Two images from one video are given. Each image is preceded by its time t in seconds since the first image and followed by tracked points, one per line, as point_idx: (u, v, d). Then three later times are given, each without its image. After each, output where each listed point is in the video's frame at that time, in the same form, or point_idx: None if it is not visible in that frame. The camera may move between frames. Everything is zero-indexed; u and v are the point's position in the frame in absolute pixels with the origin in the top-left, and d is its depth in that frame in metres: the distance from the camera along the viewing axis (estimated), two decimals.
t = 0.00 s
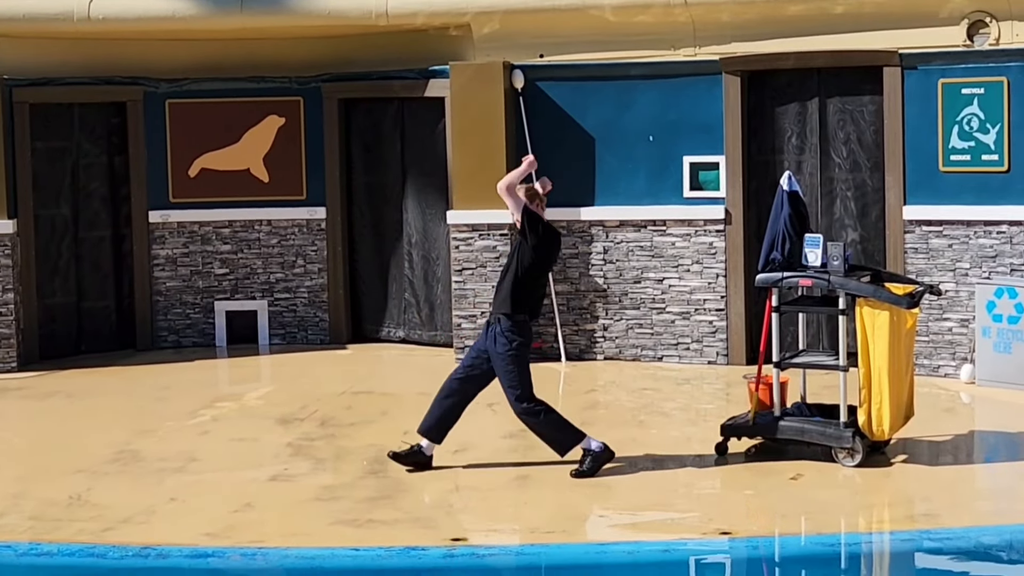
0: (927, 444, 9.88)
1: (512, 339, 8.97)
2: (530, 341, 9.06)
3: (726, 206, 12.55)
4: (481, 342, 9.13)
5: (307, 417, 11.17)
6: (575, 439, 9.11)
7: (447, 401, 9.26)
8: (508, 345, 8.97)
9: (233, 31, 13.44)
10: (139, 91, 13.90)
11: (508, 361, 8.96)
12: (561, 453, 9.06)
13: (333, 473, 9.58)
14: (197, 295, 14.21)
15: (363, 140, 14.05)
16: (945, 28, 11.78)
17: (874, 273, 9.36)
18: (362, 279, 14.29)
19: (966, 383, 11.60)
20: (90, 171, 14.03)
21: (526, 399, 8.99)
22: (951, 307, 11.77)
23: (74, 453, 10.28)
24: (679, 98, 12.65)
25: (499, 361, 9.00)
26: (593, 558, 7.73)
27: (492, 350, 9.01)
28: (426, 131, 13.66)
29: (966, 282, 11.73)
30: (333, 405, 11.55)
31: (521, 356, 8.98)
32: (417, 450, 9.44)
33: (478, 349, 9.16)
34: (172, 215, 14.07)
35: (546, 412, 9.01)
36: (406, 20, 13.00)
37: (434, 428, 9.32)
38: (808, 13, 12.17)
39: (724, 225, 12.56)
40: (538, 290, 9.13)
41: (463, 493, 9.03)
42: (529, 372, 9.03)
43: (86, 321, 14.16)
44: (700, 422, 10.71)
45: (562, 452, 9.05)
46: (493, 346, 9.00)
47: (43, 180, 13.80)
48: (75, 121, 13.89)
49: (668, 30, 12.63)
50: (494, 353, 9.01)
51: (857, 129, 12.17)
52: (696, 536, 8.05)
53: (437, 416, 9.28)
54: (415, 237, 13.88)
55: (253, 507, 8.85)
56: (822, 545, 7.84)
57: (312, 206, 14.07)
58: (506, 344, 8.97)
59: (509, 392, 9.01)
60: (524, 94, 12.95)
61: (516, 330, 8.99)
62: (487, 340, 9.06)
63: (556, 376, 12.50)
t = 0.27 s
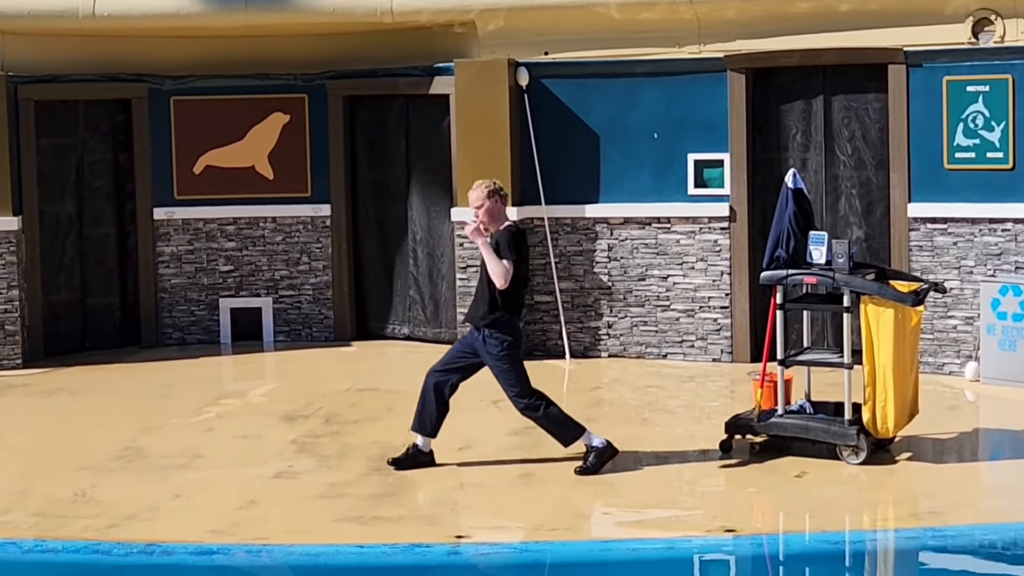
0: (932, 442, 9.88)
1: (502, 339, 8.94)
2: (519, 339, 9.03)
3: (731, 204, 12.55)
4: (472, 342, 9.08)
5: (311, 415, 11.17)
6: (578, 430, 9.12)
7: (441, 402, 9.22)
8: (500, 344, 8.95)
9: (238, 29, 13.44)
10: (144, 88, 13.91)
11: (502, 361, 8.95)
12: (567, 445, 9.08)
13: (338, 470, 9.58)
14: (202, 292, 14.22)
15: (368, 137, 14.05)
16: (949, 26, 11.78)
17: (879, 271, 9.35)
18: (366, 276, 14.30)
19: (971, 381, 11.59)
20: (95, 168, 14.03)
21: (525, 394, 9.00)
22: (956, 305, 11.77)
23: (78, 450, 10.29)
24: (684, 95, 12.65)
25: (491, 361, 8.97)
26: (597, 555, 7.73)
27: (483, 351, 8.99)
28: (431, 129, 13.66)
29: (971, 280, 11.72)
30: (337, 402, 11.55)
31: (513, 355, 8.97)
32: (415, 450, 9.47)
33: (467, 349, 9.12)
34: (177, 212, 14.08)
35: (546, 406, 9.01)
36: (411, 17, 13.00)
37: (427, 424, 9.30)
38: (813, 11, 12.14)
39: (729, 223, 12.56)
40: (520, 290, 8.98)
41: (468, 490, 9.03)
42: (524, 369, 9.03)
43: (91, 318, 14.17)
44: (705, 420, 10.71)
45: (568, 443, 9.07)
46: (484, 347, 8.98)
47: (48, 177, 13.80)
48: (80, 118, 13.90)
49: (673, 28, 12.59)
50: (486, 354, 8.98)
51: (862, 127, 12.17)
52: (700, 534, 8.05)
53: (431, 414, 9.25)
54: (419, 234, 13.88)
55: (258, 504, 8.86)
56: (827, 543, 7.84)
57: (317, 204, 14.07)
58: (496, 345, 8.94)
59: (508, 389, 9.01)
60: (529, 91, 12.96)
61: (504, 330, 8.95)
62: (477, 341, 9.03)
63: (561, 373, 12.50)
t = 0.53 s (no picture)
0: (935, 442, 9.86)
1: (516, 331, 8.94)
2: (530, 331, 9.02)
3: (734, 203, 12.54)
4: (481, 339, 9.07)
5: (315, 415, 11.17)
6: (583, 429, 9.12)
7: (449, 397, 9.20)
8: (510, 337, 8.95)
9: (241, 29, 13.44)
10: (147, 88, 13.91)
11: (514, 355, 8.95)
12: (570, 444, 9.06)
13: (341, 470, 9.58)
14: (205, 292, 14.22)
15: (371, 137, 14.05)
16: (953, 26, 11.75)
17: (882, 271, 9.35)
18: (369, 276, 14.29)
19: (973, 381, 11.58)
20: (98, 168, 14.04)
21: (536, 387, 9.00)
22: (959, 305, 11.77)
23: (81, 450, 10.29)
24: (686, 95, 12.64)
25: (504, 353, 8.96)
26: (600, 555, 7.72)
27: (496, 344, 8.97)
28: (434, 128, 13.67)
29: (974, 280, 11.72)
30: (340, 402, 11.55)
31: (525, 347, 8.96)
32: (418, 450, 9.48)
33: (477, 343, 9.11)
34: (180, 212, 14.08)
35: (556, 401, 9.02)
36: (414, 17, 13.00)
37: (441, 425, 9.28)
38: (815, 10, 12.11)
39: (732, 222, 12.56)
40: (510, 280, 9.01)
41: (471, 490, 9.03)
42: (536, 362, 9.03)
43: (94, 318, 14.17)
44: (708, 419, 10.70)
45: (571, 442, 9.06)
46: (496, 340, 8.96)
47: (52, 176, 13.82)
48: (83, 118, 13.90)
49: (676, 27, 12.58)
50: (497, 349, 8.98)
51: (865, 126, 12.17)
52: (703, 534, 8.04)
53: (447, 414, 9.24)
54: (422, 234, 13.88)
55: (261, 504, 8.85)
56: (830, 543, 7.83)
57: (320, 203, 14.07)
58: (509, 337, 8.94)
59: (520, 384, 9.00)
60: (532, 91, 12.95)
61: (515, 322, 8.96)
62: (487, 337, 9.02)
63: (564, 373, 12.50)
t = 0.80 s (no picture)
0: (936, 443, 9.86)
1: (518, 329, 8.94)
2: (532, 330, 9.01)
3: (735, 204, 12.55)
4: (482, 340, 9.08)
5: (315, 416, 11.17)
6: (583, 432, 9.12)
7: (451, 399, 9.22)
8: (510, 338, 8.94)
9: (242, 30, 13.44)
10: (148, 89, 13.92)
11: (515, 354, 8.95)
12: (568, 446, 9.06)
13: (341, 471, 9.58)
14: (206, 293, 14.23)
15: (372, 138, 14.06)
16: (954, 27, 11.72)
17: (883, 272, 9.34)
18: (371, 277, 14.30)
19: (974, 382, 11.58)
20: (99, 169, 14.05)
21: (537, 387, 8.99)
22: (960, 305, 11.77)
23: (82, 451, 10.29)
24: (687, 96, 12.65)
25: (508, 351, 8.96)
26: (601, 556, 7.72)
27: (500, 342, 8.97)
28: (435, 130, 13.67)
29: (975, 281, 11.72)
30: (341, 403, 11.55)
31: (529, 345, 8.96)
32: (419, 451, 9.49)
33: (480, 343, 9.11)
34: (181, 213, 14.09)
35: (557, 401, 9.02)
36: (415, 18, 13.00)
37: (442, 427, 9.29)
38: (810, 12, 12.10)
39: (733, 224, 12.56)
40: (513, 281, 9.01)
41: (472, 491, 9.03)
42: (538, 361, 9.02)
43: (95, 319, 14.18)
44: (709, 420, 10.70)
45: (569, 444, 9.05)
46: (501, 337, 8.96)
47: (53, 177, 13.83)
48: (84, 119, 13.91)
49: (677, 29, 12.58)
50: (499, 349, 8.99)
51: (866, 127, 12.18)
52: (704, 535, 8.04)
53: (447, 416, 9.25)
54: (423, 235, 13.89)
55: (261, 505, 8.86)
56: (830, 543, 7.83)
57: (321, 204, 14.08)
58: (512, 336, 8.94)
59: (521, 384, 9.00)
60: (533, 92, 12.96)
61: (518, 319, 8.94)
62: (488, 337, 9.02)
63: (564, 374, 12.50)
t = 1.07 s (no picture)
0: (934, 444, 9.87)
1: (517, 332, 8.94)
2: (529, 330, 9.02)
3: (733, 206, 12.55)
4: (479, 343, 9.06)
5: (314, 417, 11.17)
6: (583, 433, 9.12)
7: (450, 403, 9.21)
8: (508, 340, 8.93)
9: (240, 31, 13.45)
10: (147, 90, 13.92)
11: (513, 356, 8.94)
12: (568, 447, 9.06)
13: (341, 472, 9.58)
14: (204, 294, 14.22)
15: (370, 139, 14.06)
16: (953, 27, 11.73)
17: (881, 273, 9.34)
18: (369, 278, 14.30)
19: (973, 383, 11.59)
20: (98, 170, 14.05)
21: (537, 389, 8.98)
22: (958, 307, 11.77)
23: (81, 452, 10.29)
24: (686, 97, 12.65)
25: (505, 355, 8.96)
26: (600, 558, 7.73)
27: (497, 346, 8.96)
28: (433, 131, 13.67)
29: (973, 282, 11.72)
30: (340, 404, 11.55)
31: (526, 349, 8.96)
32: (418, 452, 9.49)
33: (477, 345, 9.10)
34: (179, 214, 14.08)
35: (557, 403, 9.01)
36: (413, 19, 13.02)
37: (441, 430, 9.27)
38: (815, 13, 12.11)
39: (731, 225, 12.56)
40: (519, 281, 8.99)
41: (471, 492, 9.03)
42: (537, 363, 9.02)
43: (94, 320, 14.18)
44: (708, 421, 10.71)
45: (570, 445, 9.05)
46: (498, 341, 8.95)
47: (51, 179, 13.83)
48: (82, 120, 13.91)
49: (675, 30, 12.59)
50: (497, 352, 8.97)
51: (864, 129, 12.18)
52: (703, 536, 8.05)
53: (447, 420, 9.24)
54: (421, 237, 13.89)
55: (260, 506, 8.86)
56: (829, 545, 7.83)
57: (320, 206, 14.08)
58: (511, 338, 8.93)
59: (520, 387, 8.99)
60: (532, 94, 12.96)
61: (515, 324, 8.94)
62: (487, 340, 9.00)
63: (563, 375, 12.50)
